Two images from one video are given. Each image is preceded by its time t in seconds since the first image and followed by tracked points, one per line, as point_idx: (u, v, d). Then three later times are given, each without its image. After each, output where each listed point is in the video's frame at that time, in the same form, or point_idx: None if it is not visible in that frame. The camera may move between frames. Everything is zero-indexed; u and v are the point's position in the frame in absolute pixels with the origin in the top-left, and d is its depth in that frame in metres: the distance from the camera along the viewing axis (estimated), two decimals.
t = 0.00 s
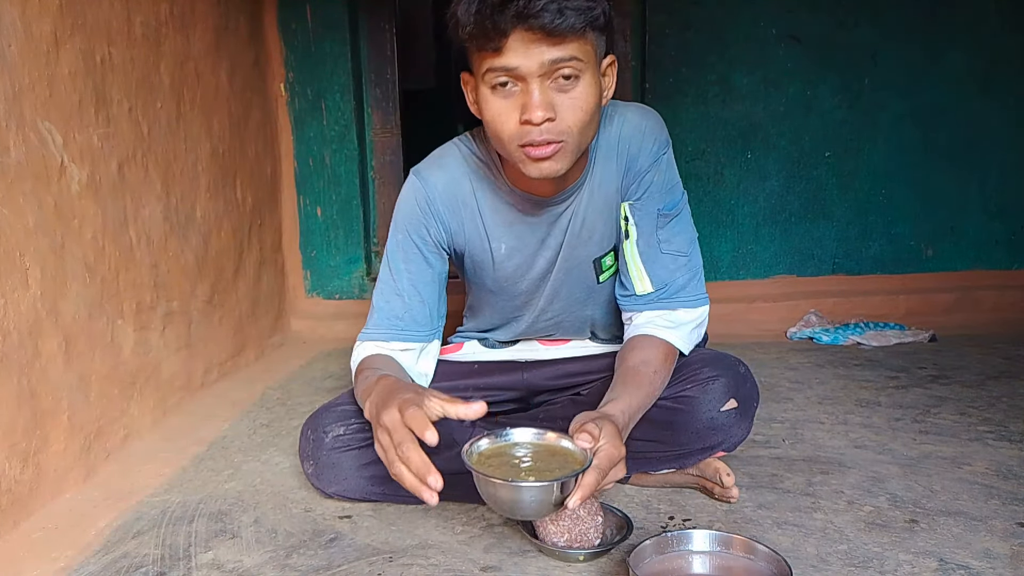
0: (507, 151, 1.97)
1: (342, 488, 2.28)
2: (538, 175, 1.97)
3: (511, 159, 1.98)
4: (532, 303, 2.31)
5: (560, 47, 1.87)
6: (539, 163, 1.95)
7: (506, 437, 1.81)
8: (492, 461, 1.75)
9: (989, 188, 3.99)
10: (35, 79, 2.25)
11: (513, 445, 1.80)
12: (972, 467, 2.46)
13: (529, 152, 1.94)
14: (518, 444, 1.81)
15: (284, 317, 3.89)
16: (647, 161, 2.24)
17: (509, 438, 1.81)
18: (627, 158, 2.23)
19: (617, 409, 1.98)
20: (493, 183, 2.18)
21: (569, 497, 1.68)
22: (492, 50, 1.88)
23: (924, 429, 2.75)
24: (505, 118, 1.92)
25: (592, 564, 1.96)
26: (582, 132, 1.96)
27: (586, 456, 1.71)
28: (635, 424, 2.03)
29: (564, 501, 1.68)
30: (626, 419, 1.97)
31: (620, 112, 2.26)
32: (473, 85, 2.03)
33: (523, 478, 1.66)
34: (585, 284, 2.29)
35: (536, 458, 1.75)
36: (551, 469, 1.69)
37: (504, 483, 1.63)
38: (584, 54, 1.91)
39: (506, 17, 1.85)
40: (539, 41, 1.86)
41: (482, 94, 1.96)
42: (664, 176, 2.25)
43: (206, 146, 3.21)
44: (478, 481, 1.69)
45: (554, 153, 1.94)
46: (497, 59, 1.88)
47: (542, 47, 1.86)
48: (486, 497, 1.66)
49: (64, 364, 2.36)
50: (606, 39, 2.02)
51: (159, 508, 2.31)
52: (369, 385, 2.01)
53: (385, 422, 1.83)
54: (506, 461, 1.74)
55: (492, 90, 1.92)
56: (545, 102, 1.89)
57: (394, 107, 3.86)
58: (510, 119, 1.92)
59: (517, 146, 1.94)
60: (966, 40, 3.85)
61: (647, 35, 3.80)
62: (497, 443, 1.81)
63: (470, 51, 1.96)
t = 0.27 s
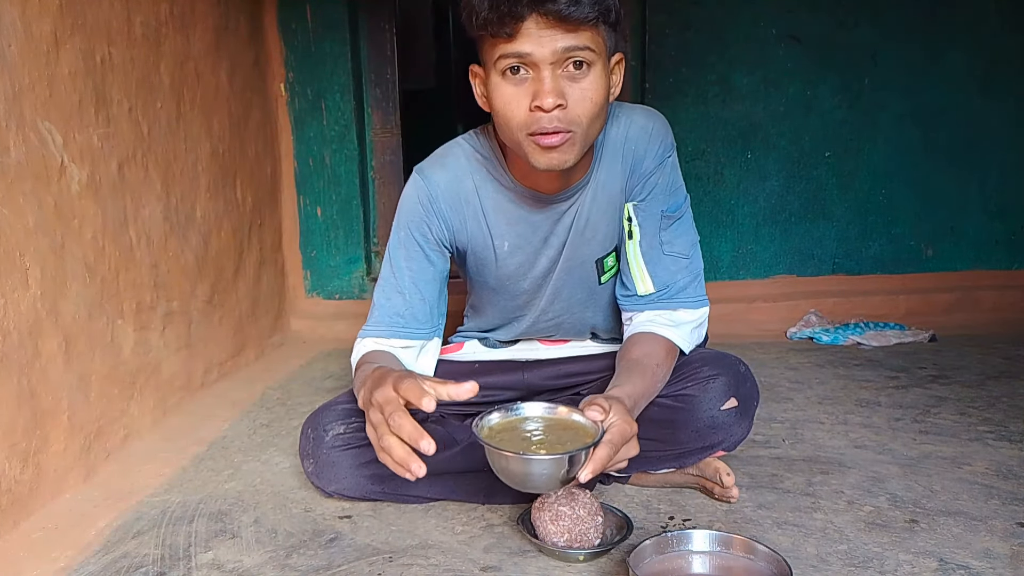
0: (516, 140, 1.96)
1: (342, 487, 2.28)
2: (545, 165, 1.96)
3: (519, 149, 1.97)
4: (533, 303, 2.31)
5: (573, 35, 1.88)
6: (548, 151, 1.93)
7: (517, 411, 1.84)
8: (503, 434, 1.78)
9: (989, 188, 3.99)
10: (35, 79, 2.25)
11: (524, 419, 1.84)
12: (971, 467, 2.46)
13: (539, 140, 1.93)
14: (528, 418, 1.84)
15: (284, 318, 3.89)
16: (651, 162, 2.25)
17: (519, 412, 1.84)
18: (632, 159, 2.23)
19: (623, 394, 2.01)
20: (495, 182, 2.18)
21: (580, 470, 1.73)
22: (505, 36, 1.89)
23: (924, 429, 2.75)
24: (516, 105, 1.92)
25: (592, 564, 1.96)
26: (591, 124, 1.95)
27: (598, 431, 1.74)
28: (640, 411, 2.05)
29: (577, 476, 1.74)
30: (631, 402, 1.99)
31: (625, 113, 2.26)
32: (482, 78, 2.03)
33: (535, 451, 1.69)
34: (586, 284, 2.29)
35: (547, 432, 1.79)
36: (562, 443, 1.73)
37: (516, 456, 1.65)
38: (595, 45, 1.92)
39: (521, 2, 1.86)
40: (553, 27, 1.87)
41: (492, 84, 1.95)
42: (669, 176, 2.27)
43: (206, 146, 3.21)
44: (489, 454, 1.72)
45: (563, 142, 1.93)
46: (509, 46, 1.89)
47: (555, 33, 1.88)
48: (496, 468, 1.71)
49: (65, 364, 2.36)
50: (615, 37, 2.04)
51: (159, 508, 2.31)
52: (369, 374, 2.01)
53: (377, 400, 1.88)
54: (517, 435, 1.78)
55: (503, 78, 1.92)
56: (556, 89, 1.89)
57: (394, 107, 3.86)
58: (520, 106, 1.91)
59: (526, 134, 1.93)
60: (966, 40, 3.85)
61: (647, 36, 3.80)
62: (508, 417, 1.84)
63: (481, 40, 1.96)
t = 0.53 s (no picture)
0: (517, 146, 1.97)
1: (341, 487, 2.27)
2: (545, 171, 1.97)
3: (520, 153, 1.98)
4: (533, 303, 2.31)
5: (574, 41, 1.87)
6: (549, 157, 1.94)
7: (523, 402, 1.87)
8: (509, 423, 1.81)
9: (989, 188, 3.99)
10: (35, 79, 2.25)
11: (529, 410, 1.86)
12: (972, 467, 2.46)
13: (539, 146, 1.94)
14: (534, 409, 1.86)
15: (284, 317, 3.89)
16: (652, 163, 2.26)
17: (525, 402, 1.87)
18: (634, 160, 2.24)
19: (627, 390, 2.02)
20: (496, 183, 2.18)
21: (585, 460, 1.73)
22: (506, 42, 1.88)
23: (925, 429, 2.75)
24: (517, 111, 1.93)
25: (592, 564, 1.96)
26: (593, 128, 1.96)
27: (603, 422, 1.76)
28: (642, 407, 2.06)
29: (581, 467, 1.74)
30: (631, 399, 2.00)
31: (627, 114, 2.27)
32: (483, 80, 2.03)
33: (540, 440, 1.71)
34: (586, 285, 2.29)
35: (552, 421, 1.81)
36: (566, 433, 1.74)
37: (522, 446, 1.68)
38: (596, 50, 1.91)
39: (522, 8, 1.84)
40: (553, 34, 1.86)
41: (493, 87, 1.95)
42: (670, 178, 2.28)
43: (206, 146, 3.21)
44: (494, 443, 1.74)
45: (563, 148, 1.94)
46: (510, 52, 1.88)
47: (555, 40, 1.86)
48: (503, 458, 1.73)
49: (65, 364, 2.36)
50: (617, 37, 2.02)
51: (159, 508, 2.31)
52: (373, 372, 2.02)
53: (386, 390, 1.89)
54: (522, 424, 1.80)
55: (504, 83, 1.92)
56: (557, 96, 1.89)
57: (394, 107, 3.86)
58: (521, 112, 1.92)
59: (527, 139, 1.94)
60: (966, 40, 3.85)
61: (647, 36, 3.80)
62: (513, 408, 1.87)
63: (482, 44, 1.95)
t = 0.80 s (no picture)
0: (516, 146, 1.97)
1: (342, 487, 2.28)
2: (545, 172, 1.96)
3: (519, 154, 1.97)
4: (533, 303, 2.31)
5: (574, 43, 1.87)
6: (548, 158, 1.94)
7: (520, 403, 1.87)
8: (506, 423, 1.81)
9: (989, 188, 3.99)
10: (35, 79, 2.25)
11: (526, 412, 1.87)
12: (972, 467, 2.46)
13: (538, 147, 1.93)
14: (531, 411, 1.87)
15: (284, 318, 3.89)
16: (653, 163, 2.26)
17: (521, 404, 1.88)
18: (634, 160, 2.24)
19: (626, 391, 2.02)
20: (496, 182, 2.18)
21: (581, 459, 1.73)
22: (505, 44, 1.88)
23: (925, 429, 2.75)
24: (516, 112, 1.92)
25: (592, 565, 1.96)
26: (592, 130, 1.96)
27: (599, 422, 1.77)
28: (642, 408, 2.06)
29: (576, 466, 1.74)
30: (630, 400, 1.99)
31: (627, 114, 2.27)
32: (483, 80, 2.03)
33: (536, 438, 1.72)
34: (586, 284, 2.29)
35: (549, 422, 1.81)
36: (563, 432, 1.75)
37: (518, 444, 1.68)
38: (596, 53, 1.91)
39: (522, 10, 1.85)
40: (553, 36, 1.86)
41: (493, 88, 1.95)
42: (671, 177, 2.29)
43: (206, 146, 3.21)
44: (490, 443, 1.75)
45: (562, 149, 1.94)
46: (510, 53, 1.89)
47: (555, 42, 1.87)
48: (500, 458, 1.73)
49: (65, 364, 2.36)
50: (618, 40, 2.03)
51: (159, 508, 2.31)
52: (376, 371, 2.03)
53: (400, 375, 1.87)
54: (519, 424, 1.81)
55: (503, 84, 1.92)
56: (557, 97, 1.89)
57: (394, 107, 3.86)
58: (520, 112, 1.92)
59: (526, 140, 1.94)
60: (966, 40, 3.85)
61: (647, 36, 3.80)
62: (510, 410, 1.87)
63: (483, 45, 1.96)
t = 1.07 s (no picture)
0: (515, 148, 1.97)
1: (342, 487, 2.28)
2: (544, 176, 1.98)
3: (518, 156, 1.98)
4: (533, 303, 2.31)
5: (575, 47, 1.87)
6: (547, 162, 1.95)
7: (519, 406, 1.87)
8: (507, 425, 1.81)
9: (989, 188, 3.99)
10: (35, 79, 2.25)
11: (526, 414, 1.86)
12: (972, 467, 2.46)
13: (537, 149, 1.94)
14: (530, 414, 1.87)
15: (284, 318, 3.89)
16: (652, 163, 2.26)
17: (521, 407, 1.87)
18: (634, 160, 2.24)
19: (626, 391, 2.02)
20: (496, 182, 2.18)
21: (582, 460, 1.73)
22: (506, 47, 1.88)
23: (925, 429, 2.75)
24: (515, 115, 1.93)
25: (592, 564, 1.96)
26: (592, 132, 1.96)
27: (599, 422, 1.76)
28: (642, 408, 2.06)
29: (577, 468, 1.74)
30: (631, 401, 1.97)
31: (627, 114, 2.27)
32: (483, 79, 2.03)
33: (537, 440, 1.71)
34: (586, 284, 2.29)
35: (550, 424, 1.81)
36: (565, 433, 1.75)
37: (519, 445, 1.68)
38: (596, 56, 1.90)
39: (523, 14, 1.84)
40: (554, 40, 1.86)
41: (493, 90, 1.95)
42: (671, 177, 2.29)
43: (206, 146, 3.21)
44: (491, 445, 1.74)
45: (562, 155, 1.95)
46: (511, 56, 1.88)
47: (556, 47, 1.86)
48: (501, 460, 1.73)
49: (64, 364, 2.36)
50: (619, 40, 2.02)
51: (159, 508, 2.31)
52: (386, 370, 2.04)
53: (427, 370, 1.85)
54: (520, 427, 1.80)
55: (503, 86, 1.92)
56: (557, 101, 1.89)
57: (394, 107, 3.86)
58: (520, 115, 1.92)
59: (525, 143, 1.94)
60: (966, 40, 3.85)
61: (647, 36, 3.80)
62: (510, 412, 1.87)
63: (484, 47, 1.95)
